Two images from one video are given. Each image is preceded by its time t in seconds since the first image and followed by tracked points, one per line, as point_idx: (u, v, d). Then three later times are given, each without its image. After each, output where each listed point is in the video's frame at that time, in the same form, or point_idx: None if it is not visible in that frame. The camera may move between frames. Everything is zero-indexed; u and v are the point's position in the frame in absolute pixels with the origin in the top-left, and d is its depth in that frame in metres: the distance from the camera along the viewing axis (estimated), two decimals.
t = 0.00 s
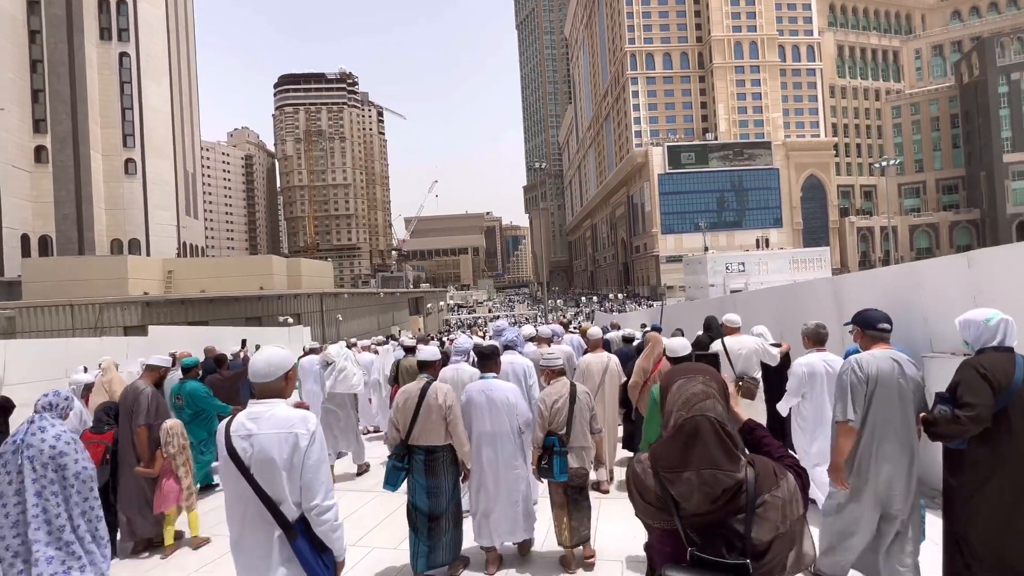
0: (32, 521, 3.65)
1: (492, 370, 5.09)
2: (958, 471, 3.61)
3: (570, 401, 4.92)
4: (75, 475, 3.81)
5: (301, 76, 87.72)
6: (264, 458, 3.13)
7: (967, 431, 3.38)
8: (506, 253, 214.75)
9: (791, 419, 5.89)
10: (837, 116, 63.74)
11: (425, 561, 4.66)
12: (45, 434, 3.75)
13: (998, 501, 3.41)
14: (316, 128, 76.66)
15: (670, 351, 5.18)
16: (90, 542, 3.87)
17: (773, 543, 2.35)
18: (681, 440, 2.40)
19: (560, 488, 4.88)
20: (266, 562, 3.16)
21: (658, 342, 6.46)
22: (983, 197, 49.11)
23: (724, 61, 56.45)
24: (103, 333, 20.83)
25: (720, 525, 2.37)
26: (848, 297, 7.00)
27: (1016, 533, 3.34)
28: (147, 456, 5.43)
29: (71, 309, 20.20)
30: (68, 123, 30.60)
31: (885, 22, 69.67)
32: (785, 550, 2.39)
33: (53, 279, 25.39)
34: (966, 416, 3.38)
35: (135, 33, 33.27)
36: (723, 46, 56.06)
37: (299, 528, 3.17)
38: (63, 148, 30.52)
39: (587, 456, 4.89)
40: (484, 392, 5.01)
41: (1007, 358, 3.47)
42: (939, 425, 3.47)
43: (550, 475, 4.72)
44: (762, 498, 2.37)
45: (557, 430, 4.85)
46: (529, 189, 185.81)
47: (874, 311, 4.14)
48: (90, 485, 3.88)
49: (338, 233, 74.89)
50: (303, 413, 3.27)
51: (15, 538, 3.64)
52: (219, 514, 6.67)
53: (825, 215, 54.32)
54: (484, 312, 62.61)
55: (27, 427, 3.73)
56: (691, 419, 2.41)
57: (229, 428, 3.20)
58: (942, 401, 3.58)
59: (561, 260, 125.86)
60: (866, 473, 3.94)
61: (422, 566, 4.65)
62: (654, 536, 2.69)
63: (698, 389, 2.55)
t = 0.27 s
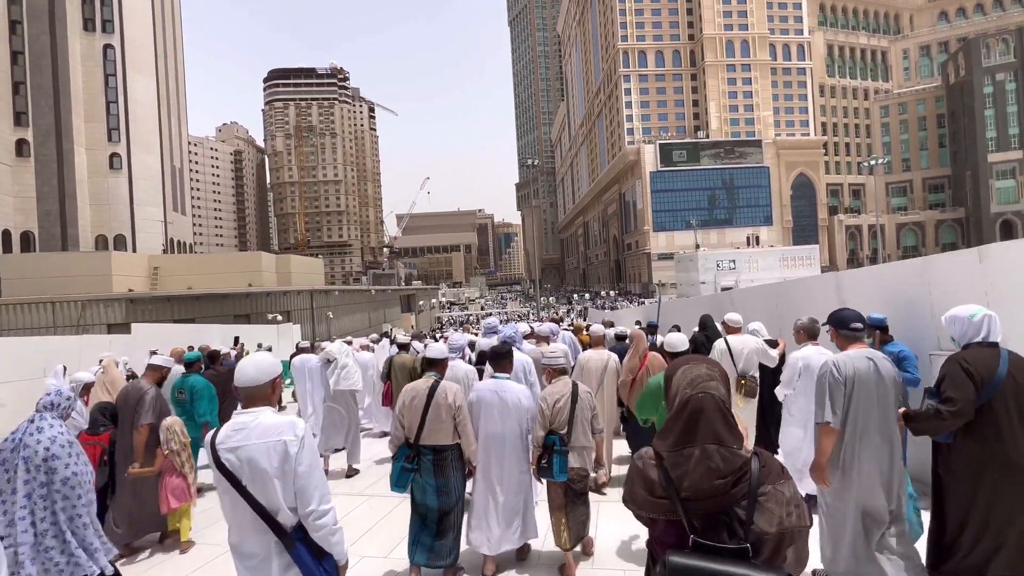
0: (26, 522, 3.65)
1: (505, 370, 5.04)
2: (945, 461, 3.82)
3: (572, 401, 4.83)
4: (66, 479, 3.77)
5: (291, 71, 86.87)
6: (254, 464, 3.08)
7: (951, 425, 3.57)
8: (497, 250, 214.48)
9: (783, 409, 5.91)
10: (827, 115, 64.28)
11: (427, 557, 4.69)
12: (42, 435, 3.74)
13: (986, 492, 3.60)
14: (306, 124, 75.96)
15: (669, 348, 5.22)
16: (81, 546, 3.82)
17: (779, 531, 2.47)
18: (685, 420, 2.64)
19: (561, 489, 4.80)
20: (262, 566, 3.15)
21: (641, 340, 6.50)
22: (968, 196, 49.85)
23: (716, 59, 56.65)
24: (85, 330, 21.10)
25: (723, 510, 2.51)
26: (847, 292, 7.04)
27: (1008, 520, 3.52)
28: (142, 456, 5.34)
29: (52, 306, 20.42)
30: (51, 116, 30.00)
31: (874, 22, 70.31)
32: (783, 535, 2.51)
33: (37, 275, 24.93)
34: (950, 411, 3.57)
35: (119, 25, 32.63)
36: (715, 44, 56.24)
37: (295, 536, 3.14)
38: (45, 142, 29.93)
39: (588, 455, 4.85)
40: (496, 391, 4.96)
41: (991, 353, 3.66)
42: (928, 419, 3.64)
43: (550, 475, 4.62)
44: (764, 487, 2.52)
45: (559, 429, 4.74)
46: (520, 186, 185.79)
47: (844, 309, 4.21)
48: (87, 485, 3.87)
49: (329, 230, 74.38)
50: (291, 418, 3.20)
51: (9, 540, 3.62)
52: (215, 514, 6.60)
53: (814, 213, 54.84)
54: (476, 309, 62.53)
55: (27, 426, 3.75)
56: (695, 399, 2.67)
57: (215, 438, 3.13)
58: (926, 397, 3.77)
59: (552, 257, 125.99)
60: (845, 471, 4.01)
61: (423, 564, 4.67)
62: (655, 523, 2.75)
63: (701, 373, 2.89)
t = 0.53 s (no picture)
0: (34, 517, 3.60)
1: (511, 364, 5.02)
2: (931, 458, 3.82)
3: (580, 396, 4.82)
4: (87, 468, 3.81)
5: (283, 67, 86.31)
6: (246, 455, 3.02)
7: (941, 424, 3.59)
8: (492, 248, 214.37)
9: (775, 409, 5.83)
10: (820, 114, 64.68)
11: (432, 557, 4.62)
12: (56, 427, 3.75)
13: (973, 491, 3.61)
14: (298, 120, 75.45)
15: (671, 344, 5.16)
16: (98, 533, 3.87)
17: (803, 527, 2.41)
18: (700, 417, 2.62)
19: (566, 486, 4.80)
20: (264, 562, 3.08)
21: (642, 335, 6.41)
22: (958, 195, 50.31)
23: (710, 57, 56.84)
24: (70, 327, 20.72)
25: (740, 506, 2.44)
26: (860, 286, 7.04)
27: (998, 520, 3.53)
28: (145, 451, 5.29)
29: (35, 303, 20.15)
30: (37, 110, 29.55)
31: (867, 21, 70.75)
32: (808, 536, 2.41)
33: (24, 272, 24.65)
34: (938, 411, 3.59)
35: (107, 17, 32.14)
36: (709, 42, 56.39)
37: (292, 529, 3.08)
38: (31, 136, 29.49)
39: (595, 452, 4.83)
40: (500, 383, 4.92)
41: (974, 352, 3.68)
42: (915, 415, 3.66)
43: (560, 471, 4.61)
44: (779, 484, 2.45)
45: (568, 425, 4.73)
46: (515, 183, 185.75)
47: (832, 304, 4.31)
48: (95, 480, 3.88)
49: (322, 227, 73.97)
50: (281, 408, 3.17)
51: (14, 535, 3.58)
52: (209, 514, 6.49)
53: (807, 211, 55.22)
54: (471, 307, 62.49)
55: (37, 418, 3.72)
56: (706, 394, 2.66)
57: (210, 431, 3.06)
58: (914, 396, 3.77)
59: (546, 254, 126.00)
60: (828, 464, 4.06)
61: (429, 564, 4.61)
62: (668, 522, 2.60)
63: (714, 371, 2.85)
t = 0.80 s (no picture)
0: (38, 515, 3.88)
1: (506, 364, 4.97)
2: (925, 456, 3.78)
3: (580, 395, 4.78)
4: (83, 466, 4.03)
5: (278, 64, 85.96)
6: (251, 451, 2.96)
7: (926, 422, 3.57)
8: (489, 247, 214.23)
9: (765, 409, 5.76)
10: (816, 113, 64.89)
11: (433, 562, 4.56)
12: (47, 428, 3.91)
13: (966, 485, 3.60)
14: (294, 117, 75.14)
15: (667, 338, 5.16)
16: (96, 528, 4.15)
17: (809, 510, 2.42)
18: (714, 399, 2.60)
19: (566, 487, 4.78)
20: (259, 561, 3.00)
21: (650, 333, 6.33)
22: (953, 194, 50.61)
23: (707, 56, 56.92)
24: (58, 326, 19.30)
25: (754, 490, 2.40)
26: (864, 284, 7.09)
27: (996, 519, 3.54)
28: (146, 448, 5.26)
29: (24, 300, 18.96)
30: (27, 106, 29.34)
31: (863, 21, 71.03)
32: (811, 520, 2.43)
33: (14, 270, 24.45)
34: (925, 409, 3.57)
35: (99, 13, 31.92)
36: (706, 41, 56.48)
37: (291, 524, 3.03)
38: (21, 132, 29.28)
39: (597, 452, 4.80)
40: (494, 383, 4.85)
41: (967, 348, 3.65)
42: (905, 414, 3.64)
43: (560, 472, 4.55)
44: (787, 467, 2.50)
45: (570, 426, 4.68)
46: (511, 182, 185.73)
47: (834, 305, 4.28)
48: (93, 475, 4.10)
49: (317, 225, 73.73)
50: (281, 406, 3.15)
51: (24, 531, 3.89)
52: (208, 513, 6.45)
53: (803, 210, 55.44)
54: (468, 305, 62.39)
55: (25, 423, 3.86)
56: (717, 380, 2.66)
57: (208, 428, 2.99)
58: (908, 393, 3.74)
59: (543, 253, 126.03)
60: (826, 459, 4.02)
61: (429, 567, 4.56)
62: (685, 510, 2.59)
63: (724, 361, 2.94)
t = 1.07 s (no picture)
0: (35, 510, 3.82)
1: (498, 363, 4.90)
2: (928, 453, 3.74)
3: (575, 398, 4.69)
4: (70, 462, 3.95)
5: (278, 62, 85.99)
6: (279, 455, 2.87)
7: (932, 418, 3.52)
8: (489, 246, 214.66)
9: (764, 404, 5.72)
10: (817, 111, 64.75)
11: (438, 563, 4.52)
12: (41, 423, 3.91)
13: (970, 482, 3.54)
14: (294, 115, 75.03)
15: (658, 341, 5.10)
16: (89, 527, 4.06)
17: (803, 499, 2.37)
18: (711, 398, 2.58)
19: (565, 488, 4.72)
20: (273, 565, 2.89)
21: (652, 330, 6.31)
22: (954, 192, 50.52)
23: (708, 54, 56.83)
24: (54, 325, 19.54)
25: (751, 482, 2.36)
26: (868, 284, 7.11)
27: (997, 518, 3.50)
28: (146, 442, 5.19)
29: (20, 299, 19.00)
30: (26, 104, 29.30)
31: (865, 18, 70.90)
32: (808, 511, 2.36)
33: (13, 268, 24.44)
34: (930, 405, 3.52)
35: (97, 10, 31.89)
36: (707, 38, 56.37)
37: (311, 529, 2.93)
38: (20, 130, 29.25)
39: (595, 455, 4.72)
40: (487, 382, 4.80)
41: (975, 348, 3.59)
42: (908, 411, 3.59)
43: (559, 476, 4.52)
44: (784, 458, 2.45)
45: (565, 429, 4.64)
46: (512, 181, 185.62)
47: (832, 300, 4.28)
48: (84, 472, 4.03)
49: (318, 223, 73.73)
50: (307, 410, 3.04)
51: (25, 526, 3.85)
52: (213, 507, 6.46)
53: (804, 208, 55.32)
54: (468, 304, 62.37)
55: (19, 417, 3.88)
56: (713, 378, 2.67)
57: (234, 428, 2.89)
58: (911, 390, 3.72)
59: (544, 251, 126.08)
60: (826, 451, 4.10)
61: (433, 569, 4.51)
62: (687, 501, 2.52)
63: (721, 359, 2.90)
